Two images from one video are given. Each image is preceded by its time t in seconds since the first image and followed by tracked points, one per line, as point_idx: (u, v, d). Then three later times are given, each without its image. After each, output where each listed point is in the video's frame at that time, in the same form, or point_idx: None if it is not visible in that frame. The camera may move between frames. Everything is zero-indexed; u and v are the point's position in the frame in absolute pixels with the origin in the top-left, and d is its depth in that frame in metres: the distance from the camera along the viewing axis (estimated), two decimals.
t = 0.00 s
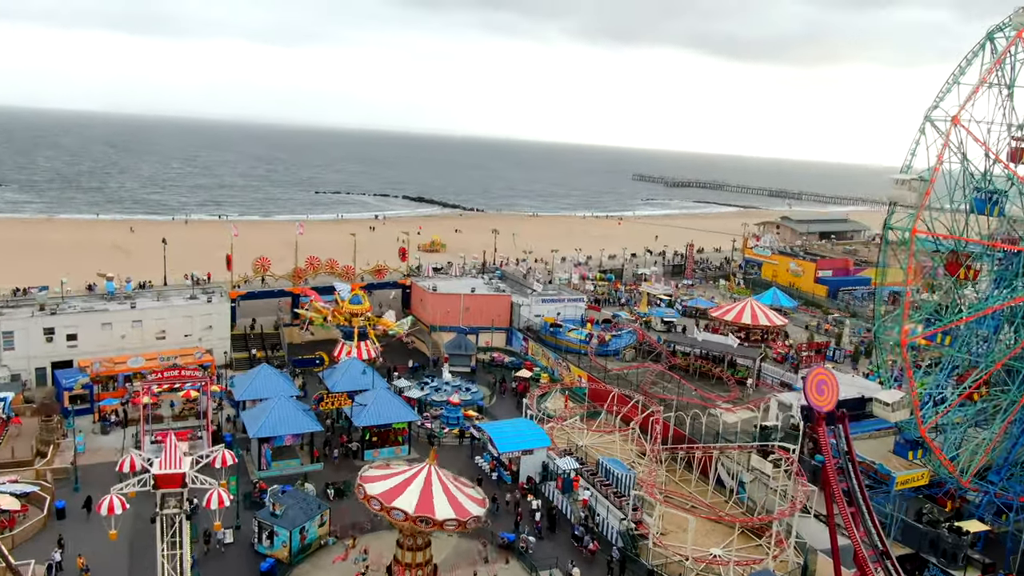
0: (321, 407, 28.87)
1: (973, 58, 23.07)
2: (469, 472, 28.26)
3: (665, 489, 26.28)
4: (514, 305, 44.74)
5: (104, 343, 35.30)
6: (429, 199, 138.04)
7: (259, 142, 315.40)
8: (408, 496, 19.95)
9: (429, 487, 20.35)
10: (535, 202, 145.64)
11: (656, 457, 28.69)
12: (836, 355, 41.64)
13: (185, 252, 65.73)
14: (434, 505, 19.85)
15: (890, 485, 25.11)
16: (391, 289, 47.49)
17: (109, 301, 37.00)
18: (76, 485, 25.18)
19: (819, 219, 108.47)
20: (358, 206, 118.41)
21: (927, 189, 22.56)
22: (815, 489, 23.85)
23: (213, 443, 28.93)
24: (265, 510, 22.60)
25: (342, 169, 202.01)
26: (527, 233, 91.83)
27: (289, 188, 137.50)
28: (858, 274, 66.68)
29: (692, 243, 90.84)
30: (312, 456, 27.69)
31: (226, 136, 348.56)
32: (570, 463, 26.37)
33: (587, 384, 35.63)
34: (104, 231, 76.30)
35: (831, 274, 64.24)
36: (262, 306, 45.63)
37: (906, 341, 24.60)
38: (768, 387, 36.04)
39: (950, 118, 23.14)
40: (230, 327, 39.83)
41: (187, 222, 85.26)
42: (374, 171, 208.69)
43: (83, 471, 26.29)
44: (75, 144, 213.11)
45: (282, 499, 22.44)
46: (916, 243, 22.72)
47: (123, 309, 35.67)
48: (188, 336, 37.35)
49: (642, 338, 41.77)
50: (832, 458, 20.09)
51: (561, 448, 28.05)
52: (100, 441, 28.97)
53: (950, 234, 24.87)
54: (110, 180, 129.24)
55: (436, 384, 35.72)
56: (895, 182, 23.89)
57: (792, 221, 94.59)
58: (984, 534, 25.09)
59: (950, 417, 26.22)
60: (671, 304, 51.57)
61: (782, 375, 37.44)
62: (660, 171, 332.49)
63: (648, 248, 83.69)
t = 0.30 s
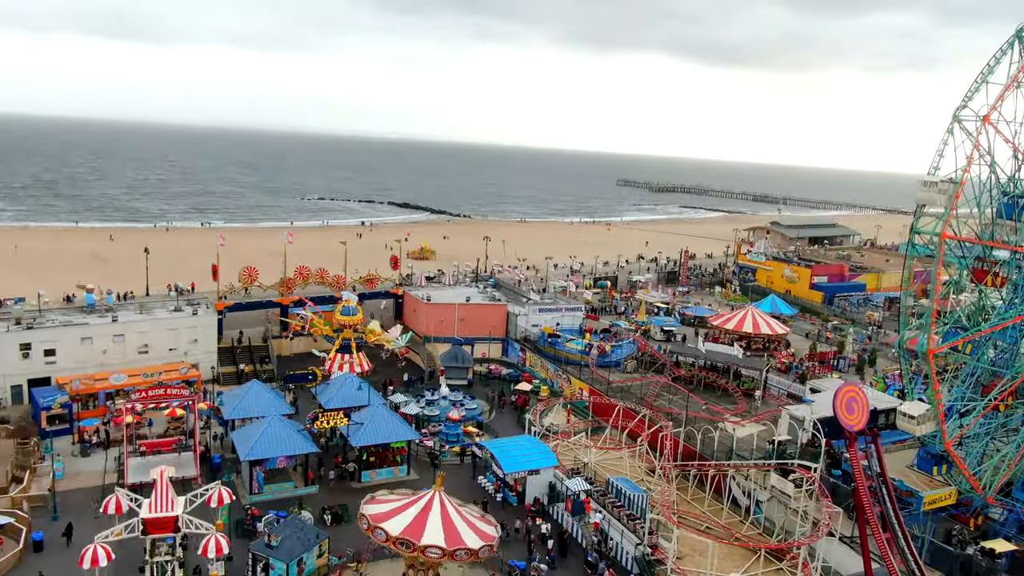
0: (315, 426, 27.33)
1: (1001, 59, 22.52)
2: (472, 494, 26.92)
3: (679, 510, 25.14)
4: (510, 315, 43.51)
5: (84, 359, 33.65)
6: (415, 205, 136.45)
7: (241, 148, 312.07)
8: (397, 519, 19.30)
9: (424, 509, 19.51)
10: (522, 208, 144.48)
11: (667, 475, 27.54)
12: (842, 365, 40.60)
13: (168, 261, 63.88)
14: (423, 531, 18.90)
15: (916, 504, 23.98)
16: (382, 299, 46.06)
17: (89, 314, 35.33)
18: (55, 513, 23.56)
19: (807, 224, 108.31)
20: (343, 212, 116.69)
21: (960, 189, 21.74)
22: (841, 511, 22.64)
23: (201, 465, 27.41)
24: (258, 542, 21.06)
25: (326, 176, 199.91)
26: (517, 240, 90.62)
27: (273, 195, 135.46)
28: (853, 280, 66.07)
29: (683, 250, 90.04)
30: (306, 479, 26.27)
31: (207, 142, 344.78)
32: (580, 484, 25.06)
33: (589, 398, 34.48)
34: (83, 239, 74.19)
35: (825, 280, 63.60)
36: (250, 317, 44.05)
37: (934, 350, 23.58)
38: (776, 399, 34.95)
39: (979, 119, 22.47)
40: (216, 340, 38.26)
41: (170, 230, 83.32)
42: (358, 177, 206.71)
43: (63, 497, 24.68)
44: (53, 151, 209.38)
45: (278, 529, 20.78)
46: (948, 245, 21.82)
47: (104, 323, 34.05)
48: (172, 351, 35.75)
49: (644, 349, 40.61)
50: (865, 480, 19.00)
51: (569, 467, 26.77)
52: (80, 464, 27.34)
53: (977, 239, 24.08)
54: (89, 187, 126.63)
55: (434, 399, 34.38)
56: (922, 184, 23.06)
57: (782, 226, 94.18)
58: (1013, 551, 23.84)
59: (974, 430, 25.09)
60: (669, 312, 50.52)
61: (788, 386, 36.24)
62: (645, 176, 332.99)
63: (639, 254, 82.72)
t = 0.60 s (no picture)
0: (310, 447, 25.92)
1: None
2: (475, 516, 25.57)
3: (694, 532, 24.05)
4: (506, 325, 42.28)
5: (63, 376, 31.97)
6: (399, 211, 134.80)
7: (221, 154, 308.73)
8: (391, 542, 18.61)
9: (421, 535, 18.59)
10: (508, 214, 143.29)
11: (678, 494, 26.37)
12: (846, 374, 39.69)
13: (149, 271, 62.00)
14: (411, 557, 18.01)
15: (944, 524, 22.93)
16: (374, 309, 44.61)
17: (67, 328, 33.61)
18: (32, 546, 21.95)
19: (795, 229, 108.09)
20: (328, 219, 114.88)
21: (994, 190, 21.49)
22: (869, 534, 21.55)
23: (188, 489, 25.89)
24: None
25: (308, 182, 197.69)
26: (505, 247, 89.40)
27: (255, 202, 133.31)
28: (847, 286, 65.53)
29: (673, 256, 89.30)
30: (301, 503, 24.83)
31: (187, 148, 340.58)
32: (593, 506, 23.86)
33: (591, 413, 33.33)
34: (61, 248, 71.99)
35: (820, 286, 62.98)
36: (236, 330, 42.44)
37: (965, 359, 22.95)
38: (784, 411, 33.96)
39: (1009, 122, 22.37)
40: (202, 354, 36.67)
41: (150, 238, 81.26)
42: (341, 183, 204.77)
43: (40, 528, 23.04)
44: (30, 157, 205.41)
45: (276, 563, 19.47)
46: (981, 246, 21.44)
47: (83, 337, 32.37)
48: (155, 366, 34.12)
49: (646, 360, 39.55)
50: (902, 501, 18.03)
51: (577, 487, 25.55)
52: (59, 489, 25.69)
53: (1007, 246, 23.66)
54: (66, 194, 123.85)
55: (431, 415, 33.05)
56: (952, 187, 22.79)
57: (771, 232, 93.73)
58: None
59: (1000, 444, 24.03)
60: (667, 320, 49.51)
61: (794, 396, 35.21)
62: (627, 181, 333.38)
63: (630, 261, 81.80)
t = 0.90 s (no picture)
0: (306, 470, 24.54)
1: None
2: (482, 540, 24.24)
3: (712, 553, 22.93)
4: (503, 335, 41.08)
5: (41, 394, 30.36)
6: (384, 218, 133.22)
7: (202, 160, 305.15)
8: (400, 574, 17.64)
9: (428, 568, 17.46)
10: (493, 220, 142.06)
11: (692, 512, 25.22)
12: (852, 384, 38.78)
13: (129, 281, 60.13)
14: None
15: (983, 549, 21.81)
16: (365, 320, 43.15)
17: (46, 343, 31.99)
18: None
19: (783, 235, 107.85)
20: (311, 226, 113.09)
21: None
22: (901, 557, 20.36)
23: (176, 515, 24.37)
24: None
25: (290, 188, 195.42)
26: (494, 254, 88.14)
27: (237, 209, 131.15)
28: (841, 293, 65.01)
29: (662, 262, 88.53)
30: (297, 529, 23.40)
31: (166, 155, 336.40)
32: (608, 530, 22.64)
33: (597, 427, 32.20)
34: (37, 258, 69.83)
35: (815, 292, 62.38)
36: (222, 343, 40.85)
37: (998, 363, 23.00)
38: (793, 423, 33.01)
39: None
40: (187, 369, 35.10)
41: (130, 246, 79.23)
42: (323, 189, 202.72)
43: (16, 561, 21.43)
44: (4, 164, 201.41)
45: None
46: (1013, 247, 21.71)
47: (62, 353, 30.72)
48: (138, 382, 32.52)
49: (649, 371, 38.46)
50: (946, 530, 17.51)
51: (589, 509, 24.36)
52: (36, 517, 24.07)
53: None
54: (43, 201, 121.06)
55: (429, 433, 31.74)
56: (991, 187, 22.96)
57: (760, 238, 93.37)
58: None
59: None
60: (664, 329, 48.50)
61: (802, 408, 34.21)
62: (611, 187, 333.30)
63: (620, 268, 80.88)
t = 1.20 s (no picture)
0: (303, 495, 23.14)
1: None
2: (490, 567, 22.95)
3: None
4: (500, 346, 39.88)
5: (17, 414, 28.69)
6: (369, 225, 131.56)
7: (181, 166, 301.47)
8: None
9: None
10: (480, 226, 140.88)
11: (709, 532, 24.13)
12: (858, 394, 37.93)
13: (109, 291, 58.25)
14: None
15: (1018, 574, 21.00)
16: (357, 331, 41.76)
17: (23, 359, 30.34)
18: None
19: (770, 240, 107.61)
20: (295, 233, 111.28)
21: None
22: None
23: (164, 544, 22.85)
24: None
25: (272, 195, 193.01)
26: (483, 261, 87.01)
27: (218, 216, 128.93)
28: (835, 299, 64.49)
29: (652, 269, 87.82)
30: (295, 558, 21.98)
31: (145, 161, 331.96)
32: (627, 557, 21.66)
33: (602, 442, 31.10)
34: (13, 267, 67.65)
35: (809, 299, 61.83)
36: (207, 357, 39.27)
37: None
38: (804, 437, 32.03)
39: None
40: (172, 385, 33.53)
41: (110, 255, 77.19)
42: (306, 196, 200.48)
43: None
44: None
45: None
46: None
47: (39, 370, 29.10)
48: (121, 400, 30.91)
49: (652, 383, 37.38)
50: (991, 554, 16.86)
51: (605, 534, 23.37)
52: (12, 549, 22.44)
53: None
54: (18, 209, 118.22)
55: (428, 450, 30.46)
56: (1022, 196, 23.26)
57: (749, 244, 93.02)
58: None
59: None
60: (662, 338, 47.53)
61: (812, 420, 33.25)
62: (595, 193, 333.33)
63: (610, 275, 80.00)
